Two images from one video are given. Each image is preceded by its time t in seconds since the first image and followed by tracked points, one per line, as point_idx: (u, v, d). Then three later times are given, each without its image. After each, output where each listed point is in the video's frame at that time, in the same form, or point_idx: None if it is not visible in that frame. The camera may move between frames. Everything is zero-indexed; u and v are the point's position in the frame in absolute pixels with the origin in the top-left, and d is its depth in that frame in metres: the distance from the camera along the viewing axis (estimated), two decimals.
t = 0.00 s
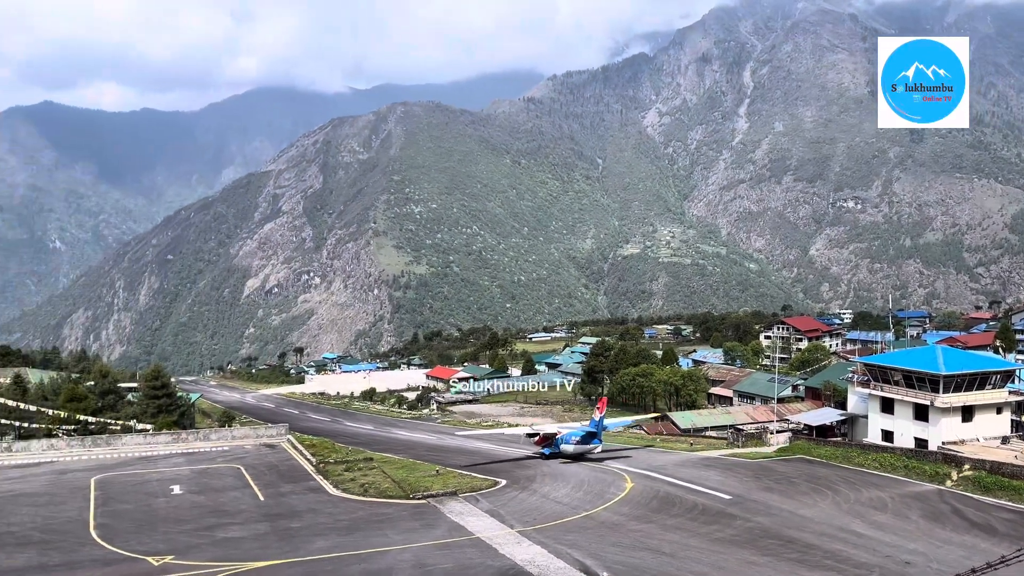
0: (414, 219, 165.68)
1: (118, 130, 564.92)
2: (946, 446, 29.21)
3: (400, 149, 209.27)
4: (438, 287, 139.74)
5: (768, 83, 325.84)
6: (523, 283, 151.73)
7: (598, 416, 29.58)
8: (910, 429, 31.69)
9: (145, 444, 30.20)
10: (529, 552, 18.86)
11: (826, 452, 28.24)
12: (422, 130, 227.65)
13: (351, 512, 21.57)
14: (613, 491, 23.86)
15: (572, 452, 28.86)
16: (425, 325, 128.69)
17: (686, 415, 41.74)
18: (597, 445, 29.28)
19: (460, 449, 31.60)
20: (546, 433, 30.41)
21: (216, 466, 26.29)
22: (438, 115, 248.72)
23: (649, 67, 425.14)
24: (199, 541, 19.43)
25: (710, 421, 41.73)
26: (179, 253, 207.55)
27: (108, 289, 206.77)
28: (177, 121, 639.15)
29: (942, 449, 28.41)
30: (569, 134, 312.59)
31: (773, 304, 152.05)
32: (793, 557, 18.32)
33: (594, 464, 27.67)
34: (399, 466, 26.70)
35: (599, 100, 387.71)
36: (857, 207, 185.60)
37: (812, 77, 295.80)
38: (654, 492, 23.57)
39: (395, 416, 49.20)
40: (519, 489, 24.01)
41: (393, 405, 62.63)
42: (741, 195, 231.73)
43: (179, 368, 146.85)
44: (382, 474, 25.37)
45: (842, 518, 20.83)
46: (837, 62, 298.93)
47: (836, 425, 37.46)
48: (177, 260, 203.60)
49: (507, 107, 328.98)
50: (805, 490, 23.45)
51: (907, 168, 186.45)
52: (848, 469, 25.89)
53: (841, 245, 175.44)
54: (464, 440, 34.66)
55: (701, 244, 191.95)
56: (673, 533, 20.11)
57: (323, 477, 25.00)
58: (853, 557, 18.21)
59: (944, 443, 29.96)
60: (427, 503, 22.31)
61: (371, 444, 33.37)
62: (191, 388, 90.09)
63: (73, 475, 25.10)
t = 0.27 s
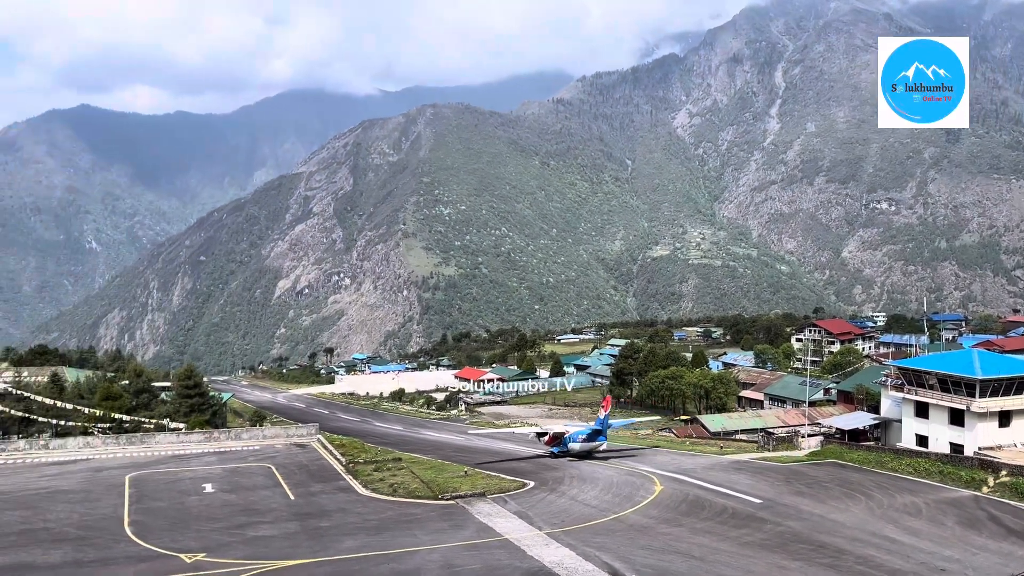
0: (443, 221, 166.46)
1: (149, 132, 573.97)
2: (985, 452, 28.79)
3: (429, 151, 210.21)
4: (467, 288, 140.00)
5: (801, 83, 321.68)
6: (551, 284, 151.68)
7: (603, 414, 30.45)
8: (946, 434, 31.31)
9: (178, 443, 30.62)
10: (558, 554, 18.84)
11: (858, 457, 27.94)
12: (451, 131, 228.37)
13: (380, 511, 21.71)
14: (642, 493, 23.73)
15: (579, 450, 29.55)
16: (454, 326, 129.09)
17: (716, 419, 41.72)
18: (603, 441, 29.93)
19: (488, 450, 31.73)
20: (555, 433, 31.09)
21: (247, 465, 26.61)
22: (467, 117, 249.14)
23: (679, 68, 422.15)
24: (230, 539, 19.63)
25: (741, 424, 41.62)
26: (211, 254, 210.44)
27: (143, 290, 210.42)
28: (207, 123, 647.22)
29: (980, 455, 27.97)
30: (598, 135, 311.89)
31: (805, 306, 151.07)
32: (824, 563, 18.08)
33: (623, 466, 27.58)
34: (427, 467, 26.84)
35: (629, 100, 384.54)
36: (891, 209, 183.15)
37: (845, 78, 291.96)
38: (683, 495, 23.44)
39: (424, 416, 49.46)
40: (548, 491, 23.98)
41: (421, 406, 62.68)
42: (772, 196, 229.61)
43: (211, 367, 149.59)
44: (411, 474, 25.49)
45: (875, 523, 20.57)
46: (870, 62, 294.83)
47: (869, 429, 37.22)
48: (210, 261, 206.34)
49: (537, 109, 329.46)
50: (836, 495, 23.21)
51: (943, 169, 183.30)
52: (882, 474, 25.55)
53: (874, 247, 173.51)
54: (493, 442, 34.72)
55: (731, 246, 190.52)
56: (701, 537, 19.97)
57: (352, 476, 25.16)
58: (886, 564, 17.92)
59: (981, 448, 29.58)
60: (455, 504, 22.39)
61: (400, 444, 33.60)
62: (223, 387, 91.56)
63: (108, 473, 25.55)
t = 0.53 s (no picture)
0: (477, 222, 167.16)
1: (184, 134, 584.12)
2: None
3: (464, 153, 211.19)
4: (501, 290, 140.27)
5: (840, 84, 316.79)
6: (585, 286, 151.35)
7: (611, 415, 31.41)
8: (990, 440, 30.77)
9: (216, 442, 30.99)
10: (592, 557, 18.75)
11: (899, 462, 27.50)
12: (486, 133, 228.97)
13: (414, 511, 21.84)
14: (676, 497, 23.54)
15: (590, 451, 30.72)
16: (487, 327, 129.35)
17: (753, 422, 41.49)
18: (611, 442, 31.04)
19: (523, 452, 31.80)
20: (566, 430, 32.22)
21: (283, 465, 26.88)
22: (502, 119, 249.30)
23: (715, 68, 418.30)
24: (266, 538, 19.83)
25: (779, 428, 41.30)
26: (249, 255, 213.49)
27: (182, 290, 214.14)
28: (239, 125, 657.03)
29: None
30: (633, 136, 310.86)
31: (844, 310, 149.48)
32: (863, 570, 17.74)
33: (657, 469, 27.40)
34: (461, 468, 26.94)
35: (664, 101, 382.08)
36: (932, 210, 179.82)
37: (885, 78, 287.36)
38: (718, 499, 23.22)
39: (458, 417, 49.85)
40: (581, 493, 23.94)
41: (456, 407, 63.09)
42: (810, 197, 226.88)
43: (248, 367, 152.74)
44: (444, 475, 25.60)
45: (916, 531, 20.19)
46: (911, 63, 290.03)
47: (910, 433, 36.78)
48: (247, 262, 209.06)
49: (572, 110, 329.60)
50: (876, 501, 22.84)
51: (987, 171, 179.24)
52: (923, 481, 25.10)
53: (915, 250, 170.97)
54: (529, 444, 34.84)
55: (768, 248, 188.55)
56: (737, 541, 19.76)
57: (387, 477, 25.32)
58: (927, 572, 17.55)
59: None
60: (489, 505, 22.44)
61: (434, 446, 33.76)
62: (260, 387, 93.10)
63: (148, 470, 26.00)
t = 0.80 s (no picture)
0: (507, 224, 167.51)
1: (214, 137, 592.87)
2: None
3: (495, 155, 211.89)
4: (530, 291, 140.47)
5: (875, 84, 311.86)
6: (615, 288, 151.02)
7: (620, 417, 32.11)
8: None
9: (248, 442, 31.33)
10: (623, 560, 18.67)
11: (935, 467, 27.07)
12: (516, 135, 229.29)
13: (443, 512, 21.94)
14: (707, 501, 23.38)
15: (599, 451, 31.43)
16: (517, 328, 129.66)
17: (785, 426, 41.21)
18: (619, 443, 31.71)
19: (552, 453, 31.84)
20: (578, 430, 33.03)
21: (315, 464, 27.15)
22: (531, 120, 249.16)
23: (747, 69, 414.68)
24: (298, 537, 19.99)
25: (811, 432, 41.00)
26: (281, 256, 215.96)
27: (215, 291, 217.19)
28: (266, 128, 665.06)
29: None
30: (664, 137, 309.77)
31: (880, 313, 148.29)
32: None
33: (688, 473, 27.25)
34: (490, 469, 27.02)
35: (695, 102, 379.86)
36: (969, 211, 176.49)
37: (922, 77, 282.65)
38: (749, 503, 23.04)
39: (488, 418, 50.07)
40: (611, 496, 23.88)
41: (485, 408, 63.44)
42: (844, 199, 224.15)
43: (280, 367, 155.63)
44: (474, 476, 25.68)
45: (951, 537, 19.87)
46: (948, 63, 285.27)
47: (945, 438, 36.21)
48: (279, 264, 211.32)
49: (602, 111, 329.23)
50: (910, 506, 22.51)
51: None
52: (959, 487, 24.67)
53: (951, 250, 168.27)
54: (560, 445, 34.86)
55: (800, 250, 186.73)
56: (769, 546, 19.56)
57: (417, 477, 25.44)
58: None
59: None
60: (518, 507, 22.47)
61: (464, 447, 33.89)
62: (291, 387, 94.60)
63: (182, 469, 26.39)
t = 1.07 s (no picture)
0: (537, 225, 167.61)
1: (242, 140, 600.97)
2: None
3: (526, 157, 212.16)
4: (559, 294, 140.50)
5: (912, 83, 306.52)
6: (645, 290, 150.54)
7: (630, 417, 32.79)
8: None
9: (280, 441, 31.61)
10: (653, 564, 18.55)
11: (973, 473, 26.59)
12: (546, 137, 229.37)
13: (473, 513, 21.97)
14: (739, 505, 23.17)
15: (611, 449, 32.03)
16: (546, 330, 129.95)
17: (818, 430, 40.84)
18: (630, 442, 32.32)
19: (582, 455, 31.81)
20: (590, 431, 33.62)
21: (345, 465, 27.33)
22: (561, 122, 248.43)
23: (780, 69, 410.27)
24: (328, 537, 20.12)
25: (845, 436, 40.55)
26: (313, 258, 218.07)
27: (248, 292, 219.73)
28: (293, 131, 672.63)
29: None
30: (695, 138, 308.17)
31: (913, 315, 145.81)
32: None
33: (719, 476, 27.03)
34: (520, 471, 27.07)
35: (727, 103, 377.68)
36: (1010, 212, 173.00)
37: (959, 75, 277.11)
38: (781, 508, 22.81)
39: (517, 420, 50.18)
40: (641, 499, 23.74)
41: (514, 409, 63.46)
42: (878, 200, 221.11)
43: (312, 368, 158.55)
44: (503, 478, 25.73)
45: (990, 545, 19.47)
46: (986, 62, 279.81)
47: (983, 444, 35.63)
48: (311, 265, 213.14)
49: (633, 112, 328.36)
50: (947, 513, 22.12)
51: None
52: (998, 493, 24.19)
53: (991, 252, 165.58)
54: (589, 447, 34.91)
55: (834, 252, 184.59)
56: (801, 551, 19.34)
57: (447, 478, 25.49)
58: None
59: None
60: (548, 509, 22.44)
61: (494, 449, 33.95)
62: (322, 387, 96.00)
63: (215, 468, 26.74)
